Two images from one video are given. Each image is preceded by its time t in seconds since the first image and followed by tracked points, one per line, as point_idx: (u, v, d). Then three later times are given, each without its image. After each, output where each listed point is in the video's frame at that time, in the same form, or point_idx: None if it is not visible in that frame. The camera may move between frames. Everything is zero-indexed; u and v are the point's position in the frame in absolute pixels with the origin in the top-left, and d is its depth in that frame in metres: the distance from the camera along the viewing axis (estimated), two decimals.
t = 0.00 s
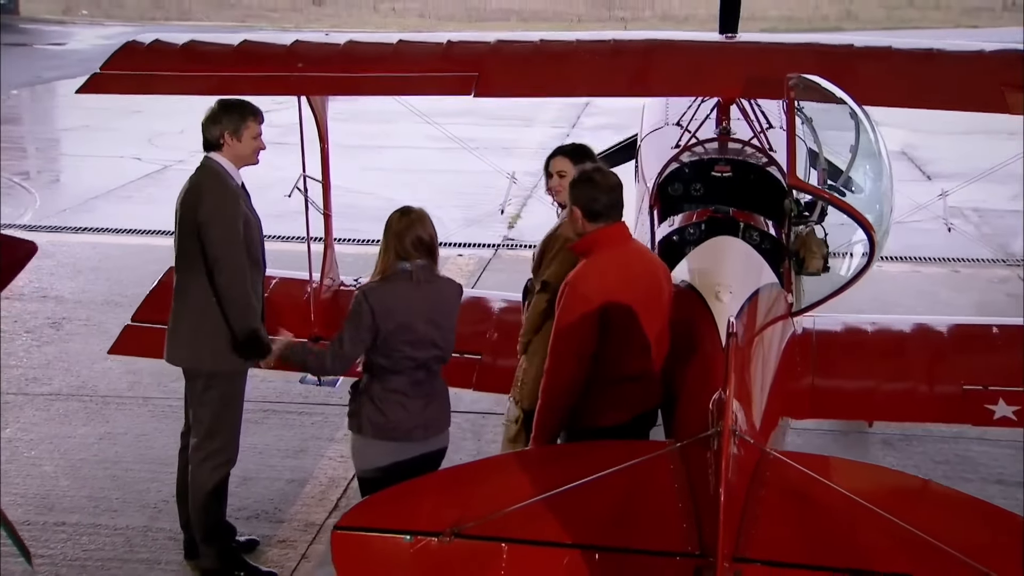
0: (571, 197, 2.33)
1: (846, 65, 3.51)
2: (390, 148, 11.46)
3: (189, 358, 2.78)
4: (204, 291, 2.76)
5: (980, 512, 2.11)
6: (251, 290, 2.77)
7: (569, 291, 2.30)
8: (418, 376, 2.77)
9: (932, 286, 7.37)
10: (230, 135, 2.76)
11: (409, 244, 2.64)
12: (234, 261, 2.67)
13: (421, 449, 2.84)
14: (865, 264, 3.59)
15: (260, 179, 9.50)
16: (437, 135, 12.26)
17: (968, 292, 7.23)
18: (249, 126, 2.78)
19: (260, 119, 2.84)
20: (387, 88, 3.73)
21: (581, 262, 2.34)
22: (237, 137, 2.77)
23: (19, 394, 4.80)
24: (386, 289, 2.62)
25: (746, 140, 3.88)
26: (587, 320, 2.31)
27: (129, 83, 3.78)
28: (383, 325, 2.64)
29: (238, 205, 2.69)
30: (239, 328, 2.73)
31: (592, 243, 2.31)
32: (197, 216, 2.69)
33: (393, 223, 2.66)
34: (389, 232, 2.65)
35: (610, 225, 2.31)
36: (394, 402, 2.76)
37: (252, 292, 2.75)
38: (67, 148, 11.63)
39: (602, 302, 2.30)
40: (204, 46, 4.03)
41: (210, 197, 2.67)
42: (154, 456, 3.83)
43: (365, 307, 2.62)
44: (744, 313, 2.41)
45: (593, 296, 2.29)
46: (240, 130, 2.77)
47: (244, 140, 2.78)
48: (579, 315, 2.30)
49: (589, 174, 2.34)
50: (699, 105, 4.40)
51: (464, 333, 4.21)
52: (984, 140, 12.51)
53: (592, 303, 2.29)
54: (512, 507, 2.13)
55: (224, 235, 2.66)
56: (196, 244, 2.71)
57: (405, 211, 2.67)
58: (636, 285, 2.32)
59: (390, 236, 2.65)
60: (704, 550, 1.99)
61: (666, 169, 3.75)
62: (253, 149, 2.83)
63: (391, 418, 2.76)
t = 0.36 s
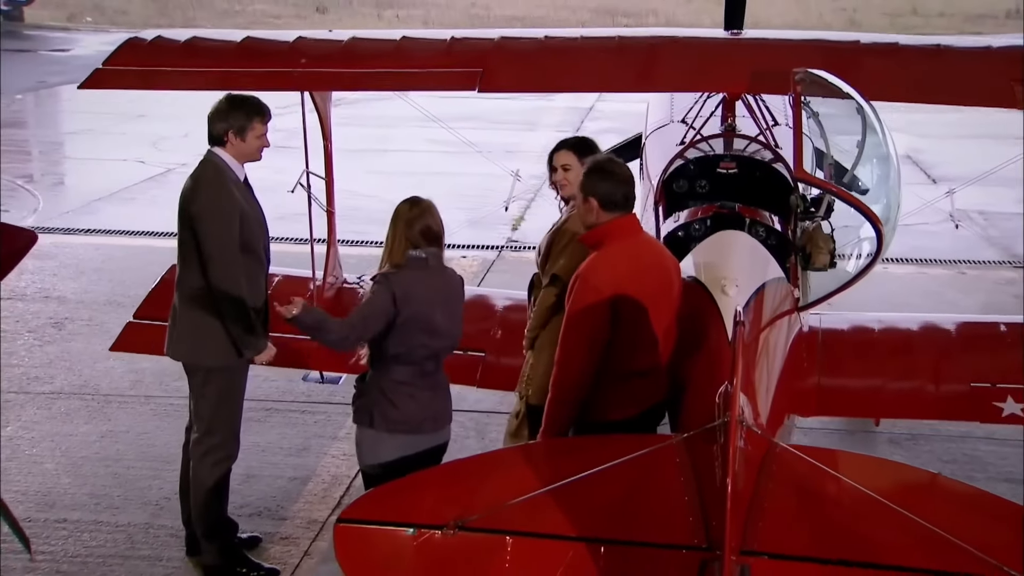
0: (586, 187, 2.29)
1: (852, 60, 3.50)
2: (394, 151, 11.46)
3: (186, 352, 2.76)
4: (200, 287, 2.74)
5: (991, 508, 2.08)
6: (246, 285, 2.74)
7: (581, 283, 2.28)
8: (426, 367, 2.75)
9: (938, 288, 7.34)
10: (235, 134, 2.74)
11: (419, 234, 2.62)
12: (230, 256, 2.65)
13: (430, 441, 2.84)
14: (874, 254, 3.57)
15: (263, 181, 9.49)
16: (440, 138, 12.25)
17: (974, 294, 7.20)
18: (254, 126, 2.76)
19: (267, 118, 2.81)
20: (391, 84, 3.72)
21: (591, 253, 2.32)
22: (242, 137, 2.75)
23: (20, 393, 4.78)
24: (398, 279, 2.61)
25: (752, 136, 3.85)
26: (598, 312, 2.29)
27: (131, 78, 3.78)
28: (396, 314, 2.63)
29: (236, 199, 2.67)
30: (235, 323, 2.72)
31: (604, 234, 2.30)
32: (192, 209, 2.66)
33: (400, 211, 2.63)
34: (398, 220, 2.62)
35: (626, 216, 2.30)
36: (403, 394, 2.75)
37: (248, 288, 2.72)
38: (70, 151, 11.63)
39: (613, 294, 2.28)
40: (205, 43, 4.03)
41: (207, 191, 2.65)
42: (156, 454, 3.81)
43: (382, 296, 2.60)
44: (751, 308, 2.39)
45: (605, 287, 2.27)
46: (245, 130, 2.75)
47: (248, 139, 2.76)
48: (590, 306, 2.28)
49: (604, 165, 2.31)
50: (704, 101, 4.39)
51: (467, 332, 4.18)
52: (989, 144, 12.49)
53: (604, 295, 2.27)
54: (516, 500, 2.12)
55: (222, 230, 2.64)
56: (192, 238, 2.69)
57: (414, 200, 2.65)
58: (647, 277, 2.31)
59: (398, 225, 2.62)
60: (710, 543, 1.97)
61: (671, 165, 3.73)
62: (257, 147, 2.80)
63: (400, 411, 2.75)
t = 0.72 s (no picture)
0: (592, 176, 2.27)
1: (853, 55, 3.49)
2: (392, 153, 11.44)
3: (179, 349, 2.73)
4: (192, 281, 2.71)
5: (996, 500, 2.07)
6: (238, 281, 2.71)
7: (587, 273, 2.27)
8: (424, 360, 2.74)
9: (938, 288, 7.34)
10: (233, 130, 2.71)
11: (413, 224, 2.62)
12: (221, 251, 2.62)
13: (431, 434, 2.83)
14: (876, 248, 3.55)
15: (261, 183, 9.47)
16: (438, 140, 12.25)
17: (974, 294, 7.19)
18: (253, 122, 2.73)
19: (267, 113, 2.78)
20: (389, 79, 3.70)
21: (597, 243, 2.31)
22: (241, 133, 2.72)
23: (16, 391, 4.75)
24: (397, 269, 2.60)
25: (752, 131, 3.84)
26: (605, 302, 2.27)
27: (128, 74, 3.77)
28: (395, 306, 2.61)
29: (230, 193, 2.64)
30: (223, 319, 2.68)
31: (610, 224, 2.29)
32: (185, 202, 2.64)
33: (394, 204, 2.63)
34: (392, 211, 2.62)
35: (632, 206, 2.29)
36: (405, 387, 2.73)
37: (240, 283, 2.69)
38: (67, 153, 11.59)
39: (621, 284, 2.26)
40: (202, 38, 4.02)
41: (201, 184, 2.62)
42: (152, 451, 3.78)
43: (382, 287, 2.58)
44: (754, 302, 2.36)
45: (612, 277, 2.25)
46: (244, 126, 2.72)
47: (247, 134, 2.73)
48: (597, 296, 2.26)
49: (612, 155, 2.30)
50: (703, 97, 4.38)
51: (466, 329, 4.15)
52: (987, 146, 12.50)
53: (611, 284, 2.25)
54: (517, 492, 2.10)
55: (214, 224, 2.61)
56: (185, 233, 2.66)
57: (409, 191, 2.65)
58: (654, 267, 2.29)
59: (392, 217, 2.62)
60: (712, 535, 1.96)
61: (670, 160, 3.72)
62: (257, 141, 2.77)
63: (401, 405, 2.74)
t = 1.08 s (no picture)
0: (590, 168, 2.28)
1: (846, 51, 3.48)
2: (381, 156, 11.41)
3: (169, 344, 2.71)
4: (181, 276, 2.68)
5: (994, 493, 2.06)
6: (227, 276, 2.68)
7: (586, 263, 2.27)
8: (412, 356, 2.73)
9: (929, 289, 7.35)
10: (223, 123, 2.69)
11: (393, 218, 2.59)
12: (211, 245, 2.59)
13: (419, 432, 2.82)
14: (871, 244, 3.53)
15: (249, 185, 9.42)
16: (428, 144, 12.23)
17: (965, 295, 7.21)
18: (244, 115, 2.71)
19: (258, 107, 2.76)
20: (380, 76, 3.68)
21: (594, 236, 2.31)
22: (231, 126, 2.70)
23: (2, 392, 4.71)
24: (388, 264, 2.57)
25: (744, 128, 3.84)
26: (604, 293, 2.27)
27: (116, 70, 3.78)
28: (383, 302, 2.59)
29: (219, 186, 2.62)
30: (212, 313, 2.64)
31: (608, 216, 2.29)
32: (174, 196, 2.61)
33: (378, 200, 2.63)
34: (377, 205, 2.60)
35: (631, 198, 2.30)
36: (397, 384, 2.72)
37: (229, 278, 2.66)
38: (53, 157, 11.52)
39: (619, 275, 2.26)
40: (191, 35, 3.99)
41: (190, 177, 2.59)
42: (142, 451, 3.75)
43: (367, 283, 2.56)
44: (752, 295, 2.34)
45: (610, 268, 2.25)
46: (235, 120, 2.70)
47: (238, 128, 2.71)
48: (595, 286, 2.26)
49: (610, 146, 2.31)
50: (695, 94, 4.38)
51: (458, 328, 4.13)
52: (976, 150, 12.56)
53: (610, 275, 2.26)
54: (512, 485, 2.09)
55: (204, 217, 2.59)
56: (173, 227, 2.64)
57: (395, 184, 2.63)
58: (652, 259, 2.29)
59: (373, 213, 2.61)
60: (709, 528, 1.94)
61: (662, 157, 3.71)
62: (247, 136, 2.75)
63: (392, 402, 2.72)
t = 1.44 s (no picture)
0: (591, 164, 2.28)
1: (840, 50, 3.50)
2: (375, 162, 11.40)
3: (164, 344, 2.68)
4: (176, 275, 2.66)
5: (998, 491, 2.04)
6: (222, 274, 2.66)
7: (586, 260, 2.25)
8: (412, 355, 2.71)
9: (924, 293, 7.36)
10: (219, 120, 2.67)
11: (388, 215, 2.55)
12: (206, 242, 2.57)
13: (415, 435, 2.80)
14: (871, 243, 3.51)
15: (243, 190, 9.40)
16: (422, 150, 12.23)
17: (960, 299, 7.22)
18: (239, 112, 2.69)
19: (254, 105, 2.74)
20: (376, 76, 3.66)
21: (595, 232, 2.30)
22: (227, 123, 2.68)
23: None
24: (391, 262, 2.54)
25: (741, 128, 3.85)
26: (604, 291, 2.25)
27: (110, 69, 3.75)
28: (387, 301, 2.56)
29: (215, 183, 2.60)
30: (207, 311, 2.62)
31: (609, 213, 2.28)
32: (168, 193, 2.59)
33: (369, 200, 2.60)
34: (376, 200, 2.55)
35: (631, 194, 2.28)
36: (397, 385, 2.70)
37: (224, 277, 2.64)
38: (44, 163, 11.47)
39: (619, 272, 2.24)
40: (185, 35, 3.98)
41: (184, 175, 2.57)
42: (135, 454, 3.72)
43: (372, 281, 2.53)
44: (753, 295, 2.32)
45: (610, 265, 2.24)
46: (231, 116, 2.68)
47: (233, 125, 2.69)
48: (595, 283, 2.24)
49: (610, 142, 2.30)
50: (693, 93, 4.40)
51: (454, 330, 4.11)
52: (968, 155, 12.62)
53: (610, 272, 2.24)
54: (512, 483, 2.07)
55: (198, 214, 2.56)
56: (167, 225, 2.61)
57: (389, 181, 2.60)
58: (653, 256, 2.27)
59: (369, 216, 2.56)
60: (711, 525, 1.93)
61: (659, 158, 3.71)
62: (243, 133, 2.73)
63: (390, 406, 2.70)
